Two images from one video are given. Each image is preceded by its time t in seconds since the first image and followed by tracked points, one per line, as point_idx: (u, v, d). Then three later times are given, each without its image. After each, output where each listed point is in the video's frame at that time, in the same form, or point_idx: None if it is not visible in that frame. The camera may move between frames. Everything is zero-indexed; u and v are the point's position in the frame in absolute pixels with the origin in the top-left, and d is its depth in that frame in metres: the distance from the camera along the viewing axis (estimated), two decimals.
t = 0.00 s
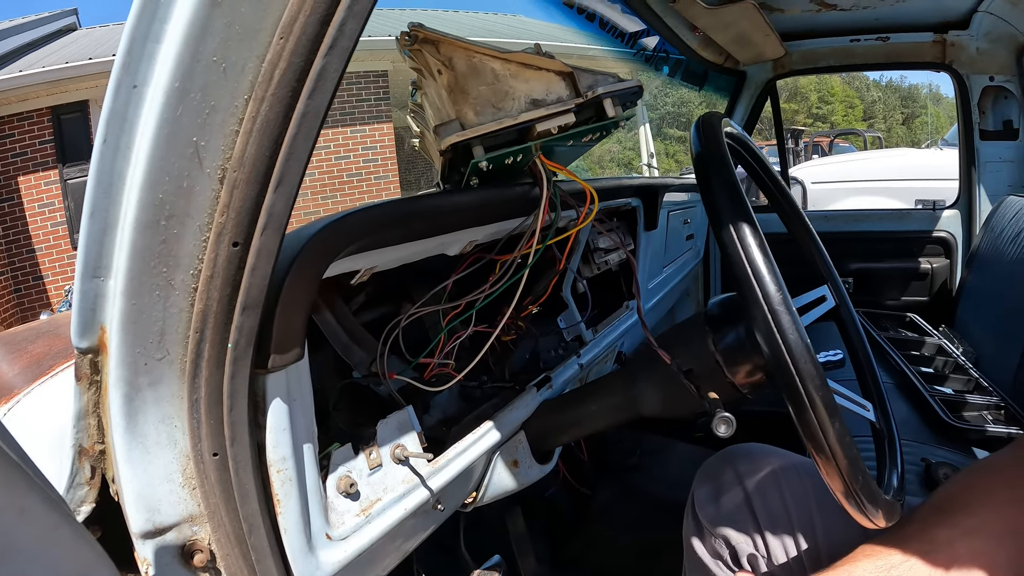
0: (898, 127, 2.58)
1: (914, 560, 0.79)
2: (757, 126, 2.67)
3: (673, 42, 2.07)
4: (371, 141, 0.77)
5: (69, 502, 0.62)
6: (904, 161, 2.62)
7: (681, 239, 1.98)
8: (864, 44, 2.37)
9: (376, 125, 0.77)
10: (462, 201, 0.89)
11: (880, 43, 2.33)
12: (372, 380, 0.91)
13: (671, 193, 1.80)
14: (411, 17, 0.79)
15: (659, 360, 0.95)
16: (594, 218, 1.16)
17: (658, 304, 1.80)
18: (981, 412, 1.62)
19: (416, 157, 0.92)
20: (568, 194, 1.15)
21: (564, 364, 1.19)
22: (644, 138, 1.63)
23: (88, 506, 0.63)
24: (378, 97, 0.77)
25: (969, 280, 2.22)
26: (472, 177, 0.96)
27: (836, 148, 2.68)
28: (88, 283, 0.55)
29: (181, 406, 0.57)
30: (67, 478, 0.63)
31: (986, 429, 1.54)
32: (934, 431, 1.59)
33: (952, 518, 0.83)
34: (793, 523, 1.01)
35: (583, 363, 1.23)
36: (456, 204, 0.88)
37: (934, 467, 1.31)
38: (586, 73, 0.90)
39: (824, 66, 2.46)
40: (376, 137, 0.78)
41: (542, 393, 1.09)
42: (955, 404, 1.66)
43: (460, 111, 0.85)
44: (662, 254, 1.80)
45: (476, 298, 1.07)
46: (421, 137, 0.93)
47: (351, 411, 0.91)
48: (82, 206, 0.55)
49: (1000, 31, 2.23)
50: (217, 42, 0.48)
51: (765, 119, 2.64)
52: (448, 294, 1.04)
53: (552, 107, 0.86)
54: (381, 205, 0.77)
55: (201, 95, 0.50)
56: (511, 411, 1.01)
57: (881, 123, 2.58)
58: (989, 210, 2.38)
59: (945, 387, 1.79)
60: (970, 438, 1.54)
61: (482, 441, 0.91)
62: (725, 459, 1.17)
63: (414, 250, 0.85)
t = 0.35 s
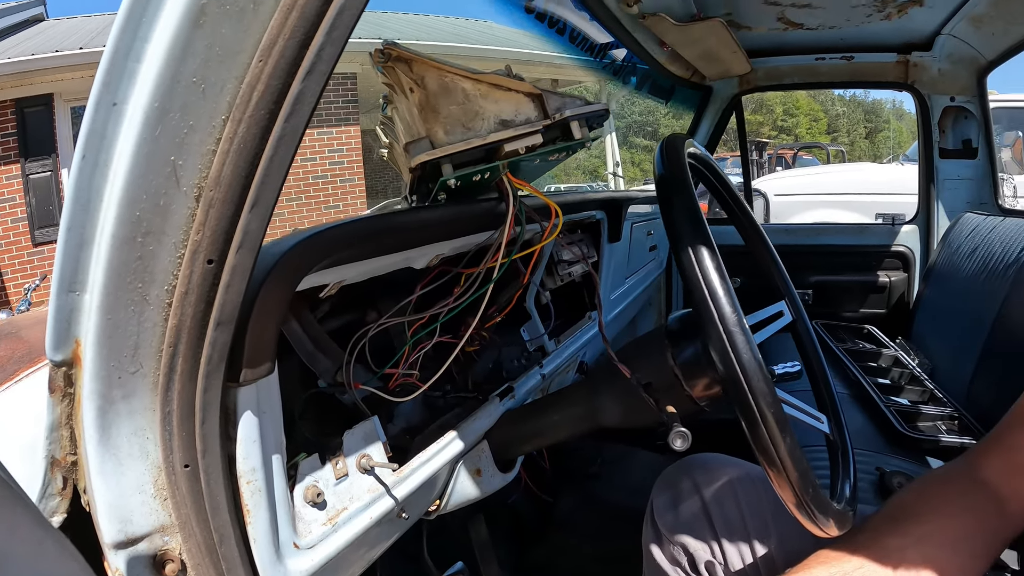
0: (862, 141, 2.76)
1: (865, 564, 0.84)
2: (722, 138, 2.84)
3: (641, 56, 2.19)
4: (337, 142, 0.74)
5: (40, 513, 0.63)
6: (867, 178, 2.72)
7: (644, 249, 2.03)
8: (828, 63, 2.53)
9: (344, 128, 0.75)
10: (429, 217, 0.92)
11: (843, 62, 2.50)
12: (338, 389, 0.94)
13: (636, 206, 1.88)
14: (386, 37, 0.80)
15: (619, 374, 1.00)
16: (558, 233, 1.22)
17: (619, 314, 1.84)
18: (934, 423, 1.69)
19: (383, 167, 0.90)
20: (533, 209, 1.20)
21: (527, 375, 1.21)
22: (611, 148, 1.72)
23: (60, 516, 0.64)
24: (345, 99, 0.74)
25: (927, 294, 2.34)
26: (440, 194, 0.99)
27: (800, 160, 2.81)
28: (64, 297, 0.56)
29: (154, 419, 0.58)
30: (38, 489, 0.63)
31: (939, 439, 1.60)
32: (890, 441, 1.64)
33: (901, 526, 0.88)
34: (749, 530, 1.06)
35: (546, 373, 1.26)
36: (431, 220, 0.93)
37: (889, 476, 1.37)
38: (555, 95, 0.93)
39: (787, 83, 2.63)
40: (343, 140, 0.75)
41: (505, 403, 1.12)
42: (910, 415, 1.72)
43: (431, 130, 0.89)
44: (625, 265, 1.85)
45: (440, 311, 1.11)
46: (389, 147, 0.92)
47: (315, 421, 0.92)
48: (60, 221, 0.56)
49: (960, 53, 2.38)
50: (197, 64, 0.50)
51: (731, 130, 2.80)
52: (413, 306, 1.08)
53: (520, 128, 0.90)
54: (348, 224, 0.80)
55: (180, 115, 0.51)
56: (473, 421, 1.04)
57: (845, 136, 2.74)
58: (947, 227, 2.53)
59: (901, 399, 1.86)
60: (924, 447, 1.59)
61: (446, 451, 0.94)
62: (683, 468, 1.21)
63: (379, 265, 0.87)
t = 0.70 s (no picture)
0: (817, 154, 3.05)
1: (786, 550, 0.99)
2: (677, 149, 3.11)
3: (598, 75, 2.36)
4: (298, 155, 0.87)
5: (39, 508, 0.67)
6: (820, 190, 3.03)
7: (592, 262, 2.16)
8: (777, 86, 2.86)
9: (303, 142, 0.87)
10: (389, 240, 1.03)
11: (794, 84, 2.83)
12: (300, 395, 1.01)
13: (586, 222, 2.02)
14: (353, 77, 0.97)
15: (559, 383, 1.12)
16: (506, 253, 1.31)
17: (570, 324, 1.94)
18: (868, 428, 1.86)
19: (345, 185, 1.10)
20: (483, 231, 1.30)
21: (479, 382, 1.31)
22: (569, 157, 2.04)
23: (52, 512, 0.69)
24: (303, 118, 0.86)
25: (869, 310, 2.58)
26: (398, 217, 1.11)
27: (755, 173, 3.06)
28: (69, 314, 0.64)
29: (144, 421, 0.65)
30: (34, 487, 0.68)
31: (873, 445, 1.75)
32: (824, 446, 1.81)
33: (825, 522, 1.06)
34: (683, 527, 1.19)
35: (496, 381, 1.35)
36: (387, 243, 1.02)
37: (820, 479, 1.54)
38: (503, 133, 1.11)
39: (738, 103, 2.94)
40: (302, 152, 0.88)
41: (457, 409, 1.22)
42: (845, 422, 1.88)
43: (392, 162, 1.02)
44: (574, 279, 1.98)
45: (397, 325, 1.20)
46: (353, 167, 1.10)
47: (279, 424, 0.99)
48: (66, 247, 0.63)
49: (907, 81, 2.74)
50: (191, 116, 0.58)
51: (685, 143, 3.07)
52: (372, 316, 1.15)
53: (472, 162, 1.06)
54: (316, 251, 0.89)
55: (176, 159, 0.59)
56: (428, 425, 1.13)
57: (800, 150, 3.06)
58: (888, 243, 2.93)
59: (840, 406, 2.04)
60: (858, 452, 1.73)
61: (402, 453, 1.02)
62: (623, 471, 1.32)
63: (344, 283, 0.97)
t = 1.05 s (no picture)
0: (773, 167, 3.29)
1: (716, 547, 1.15)
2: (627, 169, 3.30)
3: (552, 95, 2.46)
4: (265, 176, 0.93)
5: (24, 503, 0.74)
6: (775, 202, 3.29)
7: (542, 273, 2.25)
8: (727, 107, 3.09)
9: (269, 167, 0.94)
10: (343, 258, 1.10)
11: (744, 105, 3.06)
12: (258, 403, 1.08)
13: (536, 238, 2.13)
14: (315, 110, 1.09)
15: (502, 394, 1.22)
16: (453, 271, 1.39)
17: (521, 334, 2.05)
18: (807, 437, 2.01)
19: (303, 201, 1.18)
20: (430, 249, 1.36)
21: (428, 391, 1.38)
22: (524, 169, 2.36)
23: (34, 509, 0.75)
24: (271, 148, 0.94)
25: (811, 322, 2.79)
26: (355, 235, 1.20)
27: (711, 187, 3.32)
28: (52, 328, 0.70)
29: (118, 426, 0.72)
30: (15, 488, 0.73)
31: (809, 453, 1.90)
32: (763, 454, 1.95)
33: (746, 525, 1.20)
34: (621, 528, 1.31)
35: (446, 390, 1.43)
36: (342, 261, 1.09)
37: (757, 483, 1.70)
38: (450, 163, 1.25)
39: (690, 122, 3.17)
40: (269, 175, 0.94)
41: (408, 417, 1.29)
42: (784, 431, 2.04)
43: (348, 188, 1.15)
44: (524, 291, 2.09)
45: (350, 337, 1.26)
46: (309, 184, 1.17)
47: (234, 432, 1.04)
48: (51, 268, 0.69)
49: (852, 105, 2.98)
50: (169, 152, 0.65)
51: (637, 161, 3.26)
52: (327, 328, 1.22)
53: (422, 190, 1.19)
54: (273, 273, 0.95)
55: (154, 191, 0.65)
56: (381, 432, 1.20)
57: (755, 164, 3.28)
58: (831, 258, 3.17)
59: (783, 416, 2.21)
60: (795, 459, 1.87)
61: (355, 459, 1.09)
62: (565, 476, 1.40)
63: (301, 298, 1.04)
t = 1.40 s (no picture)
0: (752, 172, 3.45)
1: (679, 531, 1.22)
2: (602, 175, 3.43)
3: (530, 105, 2.57)
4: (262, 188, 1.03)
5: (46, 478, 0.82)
6: (751, 207, 3.48)
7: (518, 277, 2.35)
8: (701, 116, 3.25)
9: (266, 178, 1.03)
10: (332, 262, 1.19)
11: (718, 113, 3.21)
12: (247, 399, 1.16)
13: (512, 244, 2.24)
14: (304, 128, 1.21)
15: (476, 389, 1.32)
16: (431, 274, 1.48)
17: (499, 335, 2.15)
18: (774, 433, 2.12)
19: (291, 208, 1.25)
20: (410, 254, 1.45)
21: (408, 389, 1.48)
22: (503, 173, 2.47)
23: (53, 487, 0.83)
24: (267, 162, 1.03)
25: (782, 323, 2.92)
26: (341, 240, 1.29)
27: (690, 190, 3.48)
28: (71, 324, 0.80)
29: (127, 415, 0.81)
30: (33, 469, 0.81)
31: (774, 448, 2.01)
32: (734, 450, 2.06)
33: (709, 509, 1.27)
34: (590, 516, 1.37)
35: (425, 387, 1.53)
36: (330, 266, 1.18)
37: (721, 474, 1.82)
38: (428, 176, 1.36)
39: (664, 130, 3.30)
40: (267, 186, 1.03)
41: (389, 412, 1.38)
42: (753, 427, 2.15)
43: (335, 199, 1.25)
44: (501, 295, 2.18)
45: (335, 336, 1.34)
46: (297, 192, 1.25)
47: (227, 426, 1.12)
48: (74, 271, 0.80)
49: (821, 114, 3.16)
50: (180, 171, 0.77)
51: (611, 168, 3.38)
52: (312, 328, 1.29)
53: (403, 201, 1.30)
54: (267, 276, 1.04)
55: (167, 205, 0.77)
56: (363, 426, 1.30)
57: (736, 168, 3.45)
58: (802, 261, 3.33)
59: (752, 413, 2.33)
60: (763, 454, 1.99)
61: (339, 451, 1.20)
62: (537, 467, 1.47)
63: (290, 299, 1.12)
